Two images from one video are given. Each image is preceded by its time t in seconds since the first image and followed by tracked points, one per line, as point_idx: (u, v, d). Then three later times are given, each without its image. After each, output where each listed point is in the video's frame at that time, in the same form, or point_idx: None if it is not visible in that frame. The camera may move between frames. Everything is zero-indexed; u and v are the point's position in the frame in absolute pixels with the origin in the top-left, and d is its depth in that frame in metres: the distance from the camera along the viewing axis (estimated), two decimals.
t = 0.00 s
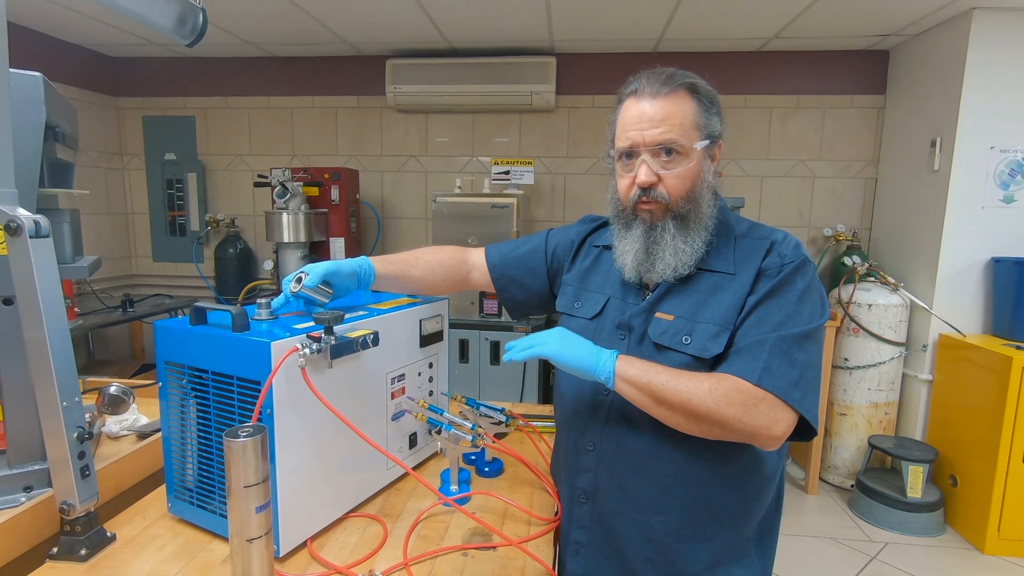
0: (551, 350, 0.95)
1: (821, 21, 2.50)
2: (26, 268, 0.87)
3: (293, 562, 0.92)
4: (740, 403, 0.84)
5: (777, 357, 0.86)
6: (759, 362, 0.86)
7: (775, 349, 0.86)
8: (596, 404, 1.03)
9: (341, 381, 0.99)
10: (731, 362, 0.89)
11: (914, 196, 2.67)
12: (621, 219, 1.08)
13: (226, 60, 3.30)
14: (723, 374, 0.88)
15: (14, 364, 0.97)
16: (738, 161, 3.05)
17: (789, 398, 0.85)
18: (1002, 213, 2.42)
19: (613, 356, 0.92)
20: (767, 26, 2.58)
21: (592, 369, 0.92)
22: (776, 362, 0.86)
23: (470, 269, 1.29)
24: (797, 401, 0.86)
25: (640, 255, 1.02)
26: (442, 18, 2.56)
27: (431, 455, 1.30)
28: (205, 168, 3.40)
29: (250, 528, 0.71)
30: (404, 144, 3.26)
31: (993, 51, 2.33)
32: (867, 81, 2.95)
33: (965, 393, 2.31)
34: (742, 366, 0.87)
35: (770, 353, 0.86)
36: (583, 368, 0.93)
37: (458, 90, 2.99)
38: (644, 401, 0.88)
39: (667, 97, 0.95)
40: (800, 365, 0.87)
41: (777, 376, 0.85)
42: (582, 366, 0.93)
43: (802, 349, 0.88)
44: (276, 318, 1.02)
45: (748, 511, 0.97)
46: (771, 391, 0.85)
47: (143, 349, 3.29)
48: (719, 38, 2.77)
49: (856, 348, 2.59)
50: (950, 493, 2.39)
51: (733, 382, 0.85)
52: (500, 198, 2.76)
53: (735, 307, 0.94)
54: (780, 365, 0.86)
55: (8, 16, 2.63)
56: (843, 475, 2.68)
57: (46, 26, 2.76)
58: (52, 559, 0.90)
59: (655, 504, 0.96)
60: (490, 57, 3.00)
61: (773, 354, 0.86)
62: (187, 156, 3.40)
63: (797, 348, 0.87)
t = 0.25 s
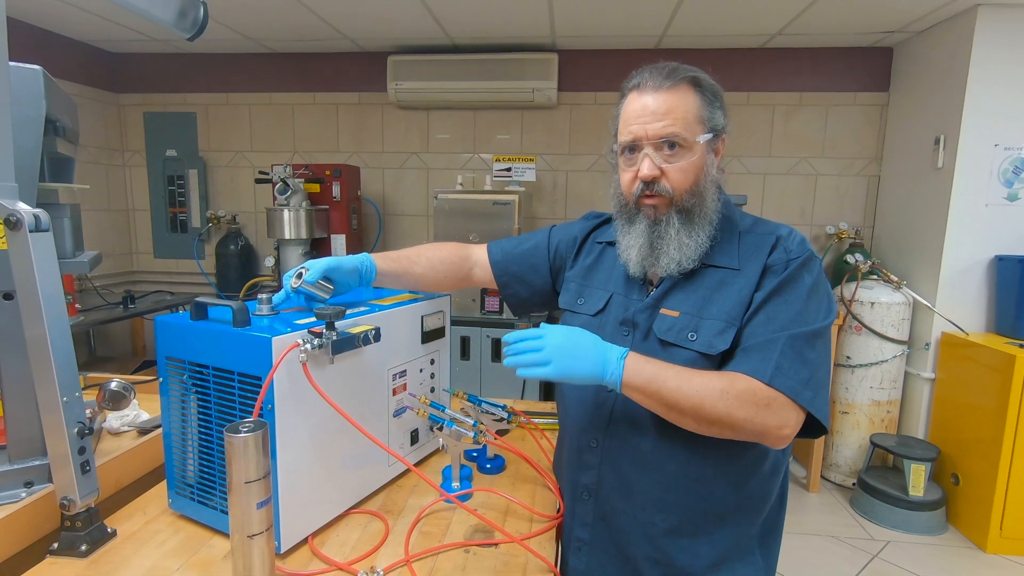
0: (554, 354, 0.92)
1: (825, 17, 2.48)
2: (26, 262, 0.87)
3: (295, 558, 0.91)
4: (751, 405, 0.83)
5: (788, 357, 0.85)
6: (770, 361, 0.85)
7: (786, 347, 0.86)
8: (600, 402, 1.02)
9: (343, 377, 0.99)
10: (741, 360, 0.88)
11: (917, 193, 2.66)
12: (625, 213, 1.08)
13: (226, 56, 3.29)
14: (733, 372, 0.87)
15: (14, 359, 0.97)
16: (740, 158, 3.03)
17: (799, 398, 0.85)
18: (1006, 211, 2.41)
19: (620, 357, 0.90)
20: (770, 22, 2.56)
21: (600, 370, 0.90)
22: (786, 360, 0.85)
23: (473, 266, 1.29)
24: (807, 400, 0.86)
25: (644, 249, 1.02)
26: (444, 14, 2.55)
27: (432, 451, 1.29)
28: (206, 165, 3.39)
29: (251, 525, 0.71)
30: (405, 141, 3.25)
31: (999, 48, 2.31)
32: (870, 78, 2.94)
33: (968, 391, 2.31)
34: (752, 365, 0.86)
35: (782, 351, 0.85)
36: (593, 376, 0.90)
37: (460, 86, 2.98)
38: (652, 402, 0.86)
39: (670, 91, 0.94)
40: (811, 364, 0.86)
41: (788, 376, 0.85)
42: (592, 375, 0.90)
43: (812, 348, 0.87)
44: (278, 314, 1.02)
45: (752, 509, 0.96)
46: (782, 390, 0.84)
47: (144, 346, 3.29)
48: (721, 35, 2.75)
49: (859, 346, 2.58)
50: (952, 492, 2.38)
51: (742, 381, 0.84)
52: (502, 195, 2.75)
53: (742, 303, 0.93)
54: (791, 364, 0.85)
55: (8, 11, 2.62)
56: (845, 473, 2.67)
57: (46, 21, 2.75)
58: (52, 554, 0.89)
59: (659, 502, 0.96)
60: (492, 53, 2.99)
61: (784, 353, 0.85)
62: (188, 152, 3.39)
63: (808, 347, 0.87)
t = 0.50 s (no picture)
0: (551, 354, 0.90)
1: (828, 13, 2.47)
2: (25, 259, 0.86)
3: (295, 556, 0.91)
4: (752, 405, 0.83)
5: (789, 357, 0.85)
6: (771, 361, 0.85)
7: (787, 347, 0.85)
8: (601, 399, 1.02)
9: (343, 375, 0.98)
10: (742, 360, 0.87)
11: (920, 191, 2.65)
12: (626, 212, 1.07)
13: (227, 53, 3.29)
14: (734, 372, 0.86)
15: (14, 355, 0.97)
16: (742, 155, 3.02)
17: (799, 398, 0.85)
18: (1009, 209, 2.40)
19: (619, 356, 0.88)
20: (773, 19, 2.55)
21: (598, 370, 0.88)
22: (788, 360, 0.85)
23: (473, 263, 1.29)
24: (807, 400, 0.85)
25: (645, 248, 1.01)
26: (445, 11, 2.54)
27: (433, 449, 1.29)
28: (206, 162, 3.38)
29: (251, 522, 0.71)
30: (405, 138, 3.25)
31: (1002, 45, 2.30)
32: (873, 75, 2.92)
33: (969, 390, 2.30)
34: (753, 365, 0.86)
35: (783, 351, 0.85)
36: (593, 375, 0.88)
37: (460, 83, 2.97)
38: (652, 403, 0.86)
39: (673, 88, 0.94)
40: (811, 364, 0.86)
41: (789, 376, 0.84)
42: (592, 374, 0.88)
43: (813, 348, 0.87)
44: (277, 310, 1.02)
45: (752, 507, 0.96)
46: (783, 391, 0.84)
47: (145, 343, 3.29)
48: (723, 31, 2.74)
49: (860, 344, 2.57)
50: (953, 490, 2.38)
51: (744, 383, 0.84)
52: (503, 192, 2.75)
53: (743, 302, 0.93)
54: (792, 364, 0.85)
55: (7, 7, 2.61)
56: (846, 471, 2.67)
57: (46, 17, 2.74)
58: (52, 551, 0.89)
59: (660, 500, 0.95)
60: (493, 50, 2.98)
61: (785, 353, 0.85)
62: (189, 149, 3.38)
63: (809, 347, 0.86)
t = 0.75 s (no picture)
0: (551, 361, 0.89)
1: (828, 11, 2.46)
2: (22, 259, 0.86)
3: (292, 556, 0.91)
4: (750, 406, 0.83)
5: (788, 358, 0.85)
6: (771, 362, 0.84)
7: (787, 349, 0.85)
8: (600, 399, 1.02)
9: (342, 374, 0.98)
10: (741, 360, 0.87)
11: (920, 189, 2.65)
12: (625, 212, 1.07)
13: (226, 52, 3.28)
14: (734, 373, 0.86)
15: (12, 355, 0.96)
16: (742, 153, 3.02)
17: (799, 399, 0.84)
18: (1009, 207, 2.39)
19: (618, 359, 0.88)
20: (773, 17, 2.55)
21: (598, 372, 0.87)
22: (787, 362, 0.85)
23: (472, 262, 1.28)
24: (807, 401, 0.85)
25: (644, 249, 1.01)
26: (444, 9, 2.53)
27: (431, 448, 1.29)
28: (206, 161, 3.38)
29: (248, 522, 0.71)
30: (405, 136, 3.24)
31: (1003, 43, 2.29)
32: (873, 73, 2.92)
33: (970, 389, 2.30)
34: (752, 366, 0.85)
35: (782, 352, 0.85)
36: (593, 380, 0.88)
37: (460, 82, 2.96)
38: (651, 403, 0.86)
39: (673, 88, 0.93)
40: (811, 364, 0.86)
41: (788, 377, 0.84)
42: (592, 379, 0.88)
43: (813, 349, 0.87)
44: (275, 310, 1.01)
45: (751, 507, 0.96)
46: (782, 393, 0.84)
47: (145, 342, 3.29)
48: (723, 29, 2.74)
49: (860, 342, 2.57)
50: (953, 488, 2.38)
51: (743, 384, 0.84)
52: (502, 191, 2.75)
53: (742, 302, 0.92)
54: (791, 365, 0.85)
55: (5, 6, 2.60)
56: (846, 470, 2.67)
57: (44, 16, 2.73)
58: (50, 551, 0.89)
59: (659, 499, 0.95)
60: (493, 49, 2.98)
61: (784, 354, 0.85)
62: (188, 149, 3.38)
63: (808, 348, 0.86)
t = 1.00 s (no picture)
0: (552, 363, 0.88)
1: (828, 9, 2.46)
2: (20, 258, 0.86)
3: (291, 555, 0.91)
4: (751, 406, 0.83)
5: (788, 357, 0.84)
6: (771, 361, 0.84)
7: (787, 348, 0.85)
8: (600, 398, 1.01)
9: (341, 373, 0.98)
10: (741, 360, 0.87)
11: (919, 187, 2.64)
12: (624, 209, 1.07)
13: (225, 50, 3.28)
14: (735, 373, 0.86)
15: (9, 355, 0.96)
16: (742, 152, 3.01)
17: (799, 398, 0.84)
18: (1009, 205, 2.39)
19: (619, 359, 0.88)
20: (773, 15, 2.54)
21: (600, 373, 0.87)
22: (788, 361, 0.84)
23: (471, 261, 1.28)
24: (807, 400, 0.85)
25: (642, 247, 1.01)
26: (443, 7, 2.52)
27: (431, 447, 1.29)
28: (205, 160, 3.38)
29: (247, 521, 0.70)
30: (404, 135, 3.24)
31: (1003, 40, 2.29)
32: (873, 71, 2.91)
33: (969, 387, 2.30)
34: (753, 365, 0.85)
35: (782, 351, 0.85)
36: (594, 380, 0.88)
37: (459, 80, 2.96)
38: (651, 402, 0.86)
39: (672, 86, 0.93)
40: (811, 363, 0.86)
41: (789, 376, 0.84)
42: (594, 380, 0.88)
43: (813, 347, 0.87)
44: (274, 309, 1.01)
45: (752, 505, 0.96)
46: (783, 392, 0.83)
47: (144, 341, 3.28)
48: (723, 27, 2.73)
49: (860, 340, 2.57)
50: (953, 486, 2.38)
51: (743, 384, 0.84)
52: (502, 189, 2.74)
53: (743, 300, 0.92)
54: (792, 364, 0.84)
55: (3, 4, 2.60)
56: (845, 467, 2.67)
57: (42, 14, 2.72)
58: (49, 550, 0.89)
59: (659, 498, 0.95)
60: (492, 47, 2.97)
61: (785, 353, 0.85)
62: (187, 147, 3.37)
63: (808, 347, 0.86)
